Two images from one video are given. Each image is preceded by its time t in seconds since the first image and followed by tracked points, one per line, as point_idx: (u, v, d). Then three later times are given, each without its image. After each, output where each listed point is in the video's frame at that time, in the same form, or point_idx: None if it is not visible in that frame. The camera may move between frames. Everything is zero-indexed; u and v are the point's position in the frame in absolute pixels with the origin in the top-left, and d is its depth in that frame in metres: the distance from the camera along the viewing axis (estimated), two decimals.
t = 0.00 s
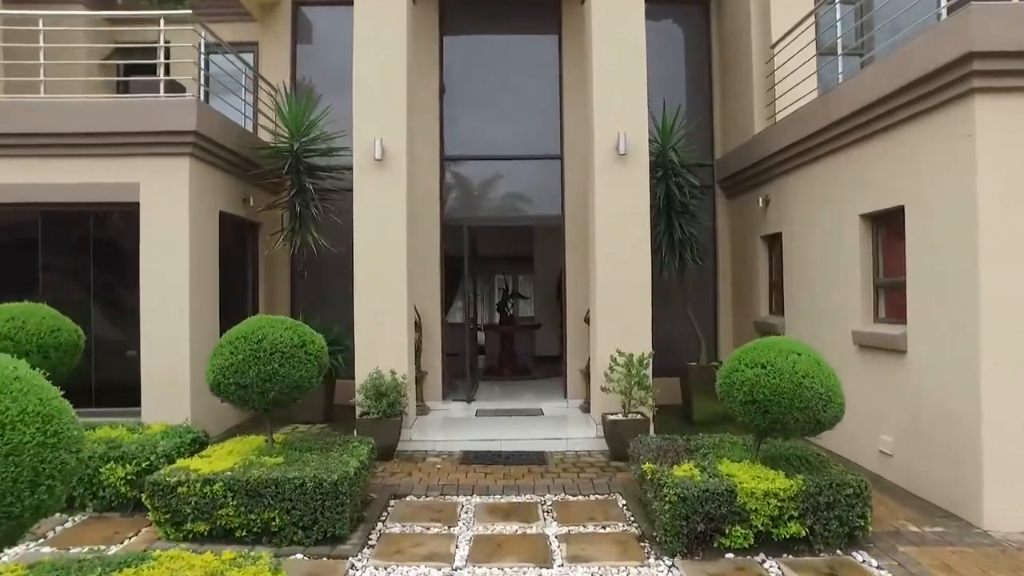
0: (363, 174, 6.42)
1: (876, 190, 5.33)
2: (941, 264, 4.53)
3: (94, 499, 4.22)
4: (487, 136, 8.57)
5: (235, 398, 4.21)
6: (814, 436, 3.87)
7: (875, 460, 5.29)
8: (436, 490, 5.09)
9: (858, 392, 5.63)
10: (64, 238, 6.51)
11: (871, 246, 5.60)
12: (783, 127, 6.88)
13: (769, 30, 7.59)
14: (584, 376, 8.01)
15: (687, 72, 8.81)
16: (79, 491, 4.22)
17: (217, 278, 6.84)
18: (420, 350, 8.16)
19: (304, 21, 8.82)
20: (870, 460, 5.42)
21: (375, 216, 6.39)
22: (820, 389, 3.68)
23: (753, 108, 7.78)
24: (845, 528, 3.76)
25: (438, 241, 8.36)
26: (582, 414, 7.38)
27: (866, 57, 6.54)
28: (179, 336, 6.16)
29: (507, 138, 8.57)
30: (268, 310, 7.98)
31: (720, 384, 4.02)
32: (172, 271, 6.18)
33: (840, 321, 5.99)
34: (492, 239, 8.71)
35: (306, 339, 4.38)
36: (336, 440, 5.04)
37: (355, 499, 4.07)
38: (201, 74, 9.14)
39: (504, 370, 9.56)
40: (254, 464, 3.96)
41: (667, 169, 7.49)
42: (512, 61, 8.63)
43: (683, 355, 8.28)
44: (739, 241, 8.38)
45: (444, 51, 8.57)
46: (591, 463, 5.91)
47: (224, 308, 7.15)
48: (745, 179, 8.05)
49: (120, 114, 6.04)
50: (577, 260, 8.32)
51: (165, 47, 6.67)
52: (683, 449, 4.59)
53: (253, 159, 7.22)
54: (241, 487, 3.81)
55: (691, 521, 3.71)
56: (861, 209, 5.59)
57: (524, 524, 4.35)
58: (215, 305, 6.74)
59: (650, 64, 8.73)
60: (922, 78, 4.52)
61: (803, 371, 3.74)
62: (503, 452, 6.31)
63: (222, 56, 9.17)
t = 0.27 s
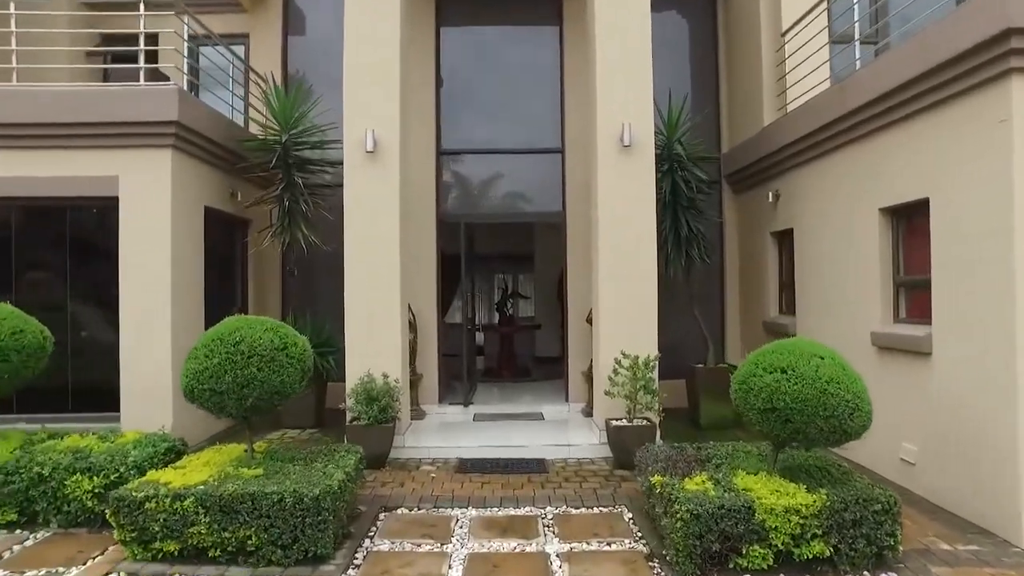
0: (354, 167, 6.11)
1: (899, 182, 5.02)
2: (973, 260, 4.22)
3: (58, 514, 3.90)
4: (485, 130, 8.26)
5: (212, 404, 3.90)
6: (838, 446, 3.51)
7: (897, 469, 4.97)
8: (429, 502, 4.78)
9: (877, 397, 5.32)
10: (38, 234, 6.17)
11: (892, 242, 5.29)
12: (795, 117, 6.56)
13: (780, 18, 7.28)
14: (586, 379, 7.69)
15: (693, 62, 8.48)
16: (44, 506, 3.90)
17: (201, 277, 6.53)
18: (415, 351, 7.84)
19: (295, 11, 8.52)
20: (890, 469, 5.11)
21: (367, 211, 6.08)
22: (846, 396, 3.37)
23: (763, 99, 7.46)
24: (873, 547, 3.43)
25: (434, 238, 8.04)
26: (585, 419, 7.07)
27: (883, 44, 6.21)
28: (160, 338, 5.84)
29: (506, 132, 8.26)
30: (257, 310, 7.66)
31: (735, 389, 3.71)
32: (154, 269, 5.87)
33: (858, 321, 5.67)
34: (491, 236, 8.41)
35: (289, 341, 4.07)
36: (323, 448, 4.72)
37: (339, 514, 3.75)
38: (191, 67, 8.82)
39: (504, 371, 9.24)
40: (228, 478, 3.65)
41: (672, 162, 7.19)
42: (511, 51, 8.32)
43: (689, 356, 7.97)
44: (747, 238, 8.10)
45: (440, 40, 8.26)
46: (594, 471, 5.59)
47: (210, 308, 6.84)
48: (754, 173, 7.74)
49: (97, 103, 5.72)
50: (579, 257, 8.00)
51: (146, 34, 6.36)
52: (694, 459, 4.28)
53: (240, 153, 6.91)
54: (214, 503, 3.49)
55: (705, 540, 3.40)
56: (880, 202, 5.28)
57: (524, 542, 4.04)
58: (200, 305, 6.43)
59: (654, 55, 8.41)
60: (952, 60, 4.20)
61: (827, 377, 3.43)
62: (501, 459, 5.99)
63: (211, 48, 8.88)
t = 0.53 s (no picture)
0: (345, 162, 5.79)
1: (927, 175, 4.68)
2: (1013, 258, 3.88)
3: (13, 537, 3.56)
4: (484, 124, 7.93)
5: (182, 416, 3.59)
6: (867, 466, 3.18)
7: (923, 483, 4.65)
8: (421, 519, 4.45)
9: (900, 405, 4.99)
10: (11, 233, 5.85)
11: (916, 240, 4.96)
12: (808, 109, 6.24)
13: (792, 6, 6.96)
14: (589, 384, 7.36)
15: (699, 54, 8.15)
16: None
17: (185, 277, 6.21)
18: (410, 354, 7.51)
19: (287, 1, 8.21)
20: (916, 483, 4.79)
21: (358, 207, 5.77)
22: (878, 409, 3.05)
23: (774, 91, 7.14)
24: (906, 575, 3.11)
25: (430, 237, 7.71)
26: (588, 427, 6.76)
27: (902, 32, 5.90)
28: (139, 341, 5.52)
29: (506, 126, 7.94)
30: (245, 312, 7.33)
31: (753, 400, 3.39)
32: (132, 268, 5.55)
33: (879, 324, 5.34)
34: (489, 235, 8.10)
35: (267, 347, 3.75)
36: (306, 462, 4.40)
37: (320, 538, 3.44)
38: (179, 61, 8.50)
39: (504, 375, 9.76)
40: (197, 498, 3.32)
41: (679, 157, 6.87)
42: (512, 42, 8.00)
43: (696, 360, 7.65)
44: (755, 237, 7.81)
45: (438, 31, 7.94)
46: (598, 484, 5.26)
47: (194, 310, 6.51)
48: (764, 169, 7.41)
49: (71, 92, 5.40)
50: (581, 257, 7.66)
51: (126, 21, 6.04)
52: (705, 475, 3.95)
53: (225, 147, 6.59)
54: (180, 527, 3.17)
55: (723, 568, 3.07)
56: (904, 198, 4.96)
57: (523, 566, 3.71)
58: (183, 307, 6.11)
59: (661, 45, 8.09)
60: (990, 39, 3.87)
61: (857, 387, 3.11)
62: (499, 470, 5.65)
63: (200, 41, 8.61)
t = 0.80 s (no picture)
0: (337, 155, 5.51)
1: (955, 166, 4.40)
2: None
3: None
4: (484, 118, 7.65)
5: (152, 426, 3.31)
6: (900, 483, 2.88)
7: (950, 495, 4.37)
8: (414, 534, 4.17)
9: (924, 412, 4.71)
10: None
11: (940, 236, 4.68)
12: (822, 100, 5.96)
13: None
14: (591, 388, 7.07)
15: (705, 45, 7.87)
16: None
17: (169, 276, 5.92)
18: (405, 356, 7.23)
19: None
20: (942, 495, 4.50)
21: (351, 202, 5.50)
22: (913, 421, 2.76)
23: (785, 83, 6.86)
24: None
25: (427, 234, 7.43)
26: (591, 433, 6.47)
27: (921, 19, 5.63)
28: (119, 344, 5.23)
29: (506, 120, 7.66)
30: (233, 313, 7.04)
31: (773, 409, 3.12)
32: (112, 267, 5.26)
33: (901, 325, 5.04)
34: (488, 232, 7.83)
35: (246, 351, 3.47)
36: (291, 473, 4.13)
37: (301, 559, 3.16)
38: (168, 53, 8.22)
39: (503, 377, 9.40)
40: (166, 516, 3.05)
41: (685, 150, 6.62)
42: (512, 33, 7.72)
43: (702, 363, 7.37)
44: (764, 234, 7.54)
45: (435, 21, 7.66)
46: (602, 495, 4.97)
47: (178, 311, 6.22)
48: (774, 162, 7.13)
49: (47, 80, 5.12)
50: (583, 255, 7.36)
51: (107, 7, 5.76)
52: (718, 489, 3.67)
53: (211, 140, 6.31)
54: (146, 549, 2.90)
55: None
56: (928, 191, 4.67)
57: None
58: (167, 307, 5.83)
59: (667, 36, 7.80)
60: None
61: (888, 395, 2.84)
62: (498, 479, 5.36)
63: (190, 34, 8.35)
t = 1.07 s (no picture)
0: (326, 147, 5.22)
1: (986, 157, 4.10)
2: None
3: None
4: (481, 110, 7.34)
5: (113, 439, 3.02)
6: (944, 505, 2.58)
7: (981, 510, 4.06)
8: (405, 552, 3.87)
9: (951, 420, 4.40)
10: None
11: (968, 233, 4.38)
12: (837, 89, 5.66)
13: None
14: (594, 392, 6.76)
15: (713, 35, 7.55)
16: None
17: (149, 275, 5.62)
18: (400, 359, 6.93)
19: None
20: (971, 510, 4.20)
21: (341, 197, 5.21)
22: (960, 436, 2.46)
23: (796, 73, 6.56)
24: None
25: (423, 231, 7.12)
26: (595, 440, 6.17)
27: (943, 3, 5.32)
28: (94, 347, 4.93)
29: (505, 112, 7.35)
30: (220, 313, 6.73)
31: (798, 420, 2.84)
32: (87, 265, 4.96)
33: (926, 327, 4.73)
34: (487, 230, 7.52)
35: (218, 356, 3.17)
36: (272, 488, 3.83)
37: None
38: (157, 45, 7.92)
39: (503, 380, 9.15)
40: (126, 541, 2.75)
41: (694, 142, 6.32)
42: (511, 21, 7.41)
43: (711, 365, 7.08)
44: (774, 231, 7.24)
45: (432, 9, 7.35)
46: (607, 508, 4.66)
47: (161, 311, 5.92)
48: (785, 156, 6.80)
49: (18, 67, 4.83)
50: (586, 253, 7.04)
51: None
52: (735, 508, 3.36)
53: (195, 132, 6.02)
54: None
55: None
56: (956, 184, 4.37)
57: None
58: (147, 308, 5.53)
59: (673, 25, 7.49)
60: None
61: (930, 407, 2.53)
62: (497, 490, 5.05)
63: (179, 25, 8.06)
